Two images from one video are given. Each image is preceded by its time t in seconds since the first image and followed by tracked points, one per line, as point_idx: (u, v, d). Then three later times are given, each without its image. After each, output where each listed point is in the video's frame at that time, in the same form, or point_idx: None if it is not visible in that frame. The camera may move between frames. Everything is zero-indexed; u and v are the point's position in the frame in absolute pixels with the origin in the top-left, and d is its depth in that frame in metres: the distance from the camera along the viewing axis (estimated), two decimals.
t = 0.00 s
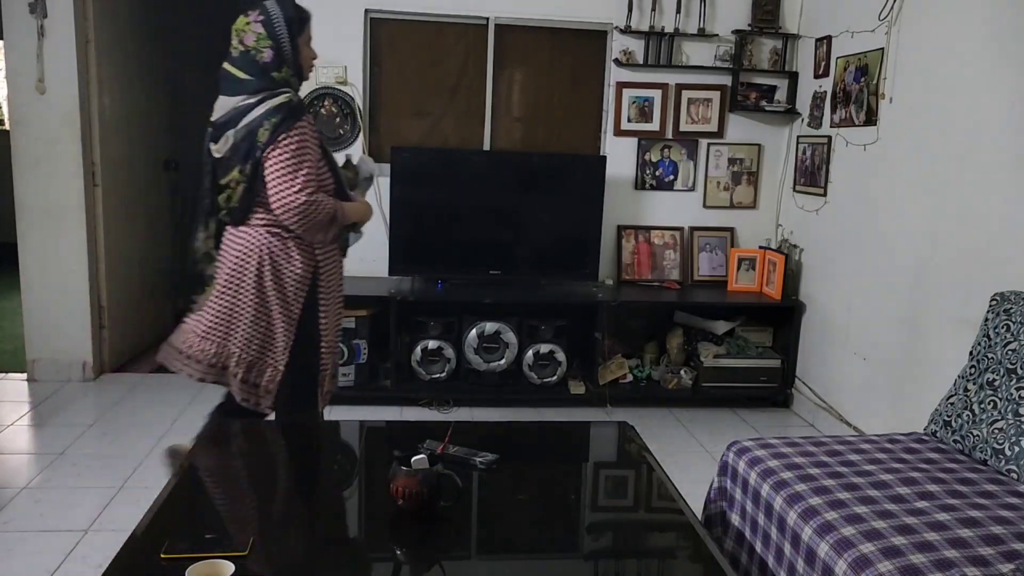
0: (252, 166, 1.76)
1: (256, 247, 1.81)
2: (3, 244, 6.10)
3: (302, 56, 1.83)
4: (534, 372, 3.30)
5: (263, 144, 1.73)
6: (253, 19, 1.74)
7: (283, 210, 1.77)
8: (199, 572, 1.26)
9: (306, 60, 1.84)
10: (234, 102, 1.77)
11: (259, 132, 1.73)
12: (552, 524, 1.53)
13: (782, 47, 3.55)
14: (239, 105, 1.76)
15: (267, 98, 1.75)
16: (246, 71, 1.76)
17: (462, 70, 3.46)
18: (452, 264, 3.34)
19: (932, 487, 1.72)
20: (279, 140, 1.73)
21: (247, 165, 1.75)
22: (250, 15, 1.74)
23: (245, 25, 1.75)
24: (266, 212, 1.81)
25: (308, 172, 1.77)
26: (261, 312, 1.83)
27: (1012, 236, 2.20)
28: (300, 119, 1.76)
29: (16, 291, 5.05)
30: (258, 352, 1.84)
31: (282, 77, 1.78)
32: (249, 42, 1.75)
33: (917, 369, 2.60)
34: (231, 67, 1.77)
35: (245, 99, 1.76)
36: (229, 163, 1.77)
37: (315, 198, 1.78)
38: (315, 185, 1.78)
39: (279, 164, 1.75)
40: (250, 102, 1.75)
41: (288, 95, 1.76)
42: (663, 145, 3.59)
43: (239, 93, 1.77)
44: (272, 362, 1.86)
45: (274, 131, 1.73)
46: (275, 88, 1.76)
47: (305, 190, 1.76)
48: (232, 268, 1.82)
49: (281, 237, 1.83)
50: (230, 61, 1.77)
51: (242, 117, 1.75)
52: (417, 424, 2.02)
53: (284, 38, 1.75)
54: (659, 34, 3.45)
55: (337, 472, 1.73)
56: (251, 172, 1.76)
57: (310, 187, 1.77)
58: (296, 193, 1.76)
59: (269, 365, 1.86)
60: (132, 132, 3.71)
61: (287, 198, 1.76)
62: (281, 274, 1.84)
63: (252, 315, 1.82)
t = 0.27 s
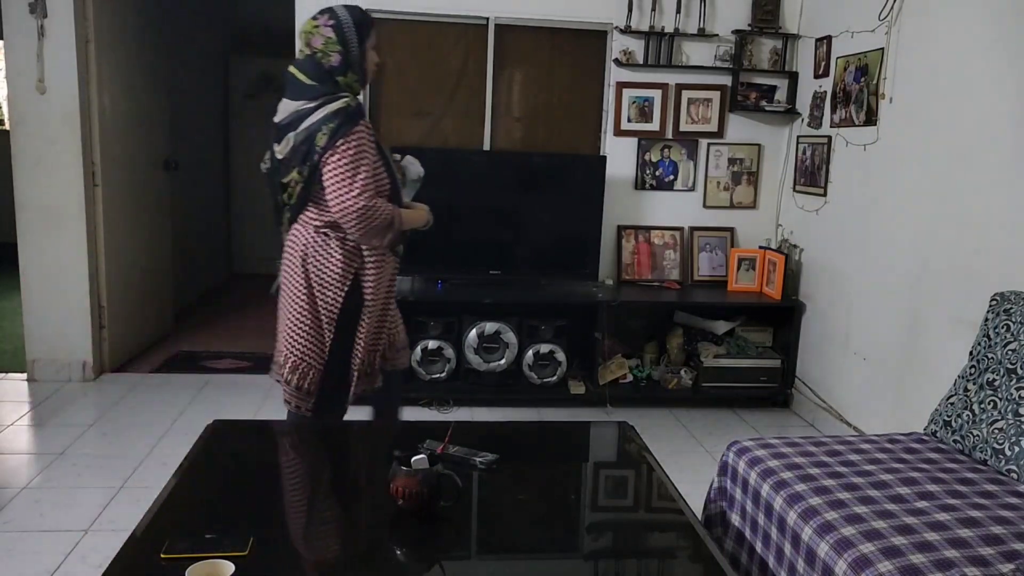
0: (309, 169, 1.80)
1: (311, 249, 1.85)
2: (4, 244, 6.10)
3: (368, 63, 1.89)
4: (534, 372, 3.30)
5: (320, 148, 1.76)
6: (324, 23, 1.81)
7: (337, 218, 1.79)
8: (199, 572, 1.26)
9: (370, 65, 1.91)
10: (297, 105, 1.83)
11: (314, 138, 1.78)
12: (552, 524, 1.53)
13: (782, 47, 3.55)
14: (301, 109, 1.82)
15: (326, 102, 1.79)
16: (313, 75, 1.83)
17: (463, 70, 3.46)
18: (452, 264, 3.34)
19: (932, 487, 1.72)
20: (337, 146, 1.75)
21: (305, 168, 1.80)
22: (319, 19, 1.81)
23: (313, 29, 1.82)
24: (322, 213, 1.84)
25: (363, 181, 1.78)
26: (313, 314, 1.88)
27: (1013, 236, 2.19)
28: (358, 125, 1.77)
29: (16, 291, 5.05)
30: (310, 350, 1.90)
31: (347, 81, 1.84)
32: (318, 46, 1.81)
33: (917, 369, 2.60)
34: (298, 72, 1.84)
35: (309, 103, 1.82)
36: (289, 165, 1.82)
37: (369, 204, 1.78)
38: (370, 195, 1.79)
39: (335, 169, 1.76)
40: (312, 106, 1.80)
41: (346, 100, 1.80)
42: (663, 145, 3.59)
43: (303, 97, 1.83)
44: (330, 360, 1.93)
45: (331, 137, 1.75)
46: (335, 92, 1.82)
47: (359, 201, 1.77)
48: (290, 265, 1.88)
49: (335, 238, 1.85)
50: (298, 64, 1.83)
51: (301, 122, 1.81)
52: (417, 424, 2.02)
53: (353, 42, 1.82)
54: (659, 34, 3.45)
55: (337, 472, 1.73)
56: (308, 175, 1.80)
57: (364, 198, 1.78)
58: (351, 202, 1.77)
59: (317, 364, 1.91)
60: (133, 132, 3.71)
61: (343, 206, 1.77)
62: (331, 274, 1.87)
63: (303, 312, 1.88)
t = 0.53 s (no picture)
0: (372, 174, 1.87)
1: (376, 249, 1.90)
2: (4, 244, 6.10)
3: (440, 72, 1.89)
4: (534, 372, 3.30)
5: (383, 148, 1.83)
6: (400, 32, 1.82)
7: (396, 218, 1.84)
8: (199, 572, 1.26)
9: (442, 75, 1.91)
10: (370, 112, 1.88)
11: (378, 140, 1.84)
12: (552, 524, 1.53)
13: (782, 47, 3.55)
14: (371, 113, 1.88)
15: (391, 107, 1.84)
16: (386, 83, 1.85)
17: (463, 70, 3.46)
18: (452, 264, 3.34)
19: (932, 487, 1.72)
20: (399, 145, 1.80)
21: (370, 170, 1.87)
22: (396, 28, 1.82)
23: (389, 37, 1.83)
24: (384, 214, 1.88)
25: (422, 181, 1.82)
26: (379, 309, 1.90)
27: (1013, 236, 2.20)
28: (420, 126, 1.82)
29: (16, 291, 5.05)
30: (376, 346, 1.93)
31: (418, 90, 1.85)
32: (392, 55, 1.83)
33: (917, 369, 2.60)
34: (373, 79, 1.87)
35: (380, 110, 1.86)
36: (359, 169, 1.89)
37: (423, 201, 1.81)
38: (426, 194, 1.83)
39: (395, 168, 1.82)
40: (381, 110, 1.86)
41: (410, 104, 1.83)
42: (663, 145, 3.58)
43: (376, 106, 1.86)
44: (393, 358, 1.93)
45: (391, 139, 1.82)
46: (402, 99, 1.84)
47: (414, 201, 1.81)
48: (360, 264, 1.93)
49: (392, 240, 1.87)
50: (373, 71, 1.86)
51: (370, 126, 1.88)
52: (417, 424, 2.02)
53: (427, 53, 1.83)
54: (659, 34, 3.46)
55: (337, 472, 1.73)
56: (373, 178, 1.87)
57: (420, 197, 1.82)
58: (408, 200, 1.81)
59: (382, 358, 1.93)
60: (133, 132, 3.71)
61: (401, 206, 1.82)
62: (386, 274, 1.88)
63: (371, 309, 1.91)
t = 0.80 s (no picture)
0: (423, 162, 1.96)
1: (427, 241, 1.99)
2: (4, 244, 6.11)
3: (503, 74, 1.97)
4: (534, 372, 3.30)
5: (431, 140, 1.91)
6: (468, 31, 1.96)
7: (435, 212, 1.89)
8: (199, 571, 1.27)
9: (506, 77, 1.99)
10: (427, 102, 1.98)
11: (429, 130, 1.92)
12: (552, 523, 1.53)
13: (782, 47, 3.55)
14: (430, 104, 1.97)
15: (444, 100, 1.93)
16: (447, 75, 1.95)
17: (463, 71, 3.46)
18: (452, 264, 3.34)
19: (932, 487, 1.72)
20: (441, 138, 1.86)
21: (423, 161, 1.97)
22: (467, 26, 1.96)
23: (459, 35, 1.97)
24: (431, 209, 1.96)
25: (461, 175, 1.85)
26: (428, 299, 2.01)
27: (1012, 235, 2.20)
28: (466, 120, 1.86)
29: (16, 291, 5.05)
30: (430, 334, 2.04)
31: (473, 84, 1.92)
32: (457, 51, 1.96)
33: (917, 369, 2.60)
34: (438, 72, 1.98)
35: (438, 100, 1.94)
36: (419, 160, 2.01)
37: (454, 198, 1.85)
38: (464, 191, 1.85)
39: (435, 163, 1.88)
40: (437, 102, 1.94)
41: (462, 99, 1.91)
42: (663, 145, 3.59)
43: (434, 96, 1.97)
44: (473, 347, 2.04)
45: (440, 130, 1.88)
46: (457, 92, 1.92)
47: (452, 196, 1.85)
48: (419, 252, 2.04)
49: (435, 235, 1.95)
50: (440, 65, 1.98)
51: (426, 117, 1.97)
52: (417, 424, 2.02)
53: (487, 51, 1.93)
54: (659, 34, 3.46)
55: (337, 472, 1.74)
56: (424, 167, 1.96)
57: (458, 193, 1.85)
58: (446, 196, 1.85)
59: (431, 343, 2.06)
60: (133, 132, 3.71)
61: (440, 199, 1.86)
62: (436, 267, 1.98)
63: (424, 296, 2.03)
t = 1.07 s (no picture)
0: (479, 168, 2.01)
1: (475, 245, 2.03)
2: (4, 244, 6.11)
3: (559, 82, 1.97)
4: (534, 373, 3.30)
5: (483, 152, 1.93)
6: (528, 41, 1.97)
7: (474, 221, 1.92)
8: (199, 571, 1.27)
9: (560, 86, 1.98)
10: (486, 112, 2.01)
11: (483, 140, 1.96)
12: (552, 524, 1.53)
13: (782, 47, 3.55)
14: (489, 113, 2.00)
15: (500, 112, 1.95)
16: (506, 86, 1.98)
17: (463, 70, 3.46)
18: (453, 264, 3.34)
19: (932, 487, 1.72)
20: (491, 151, 1.89)
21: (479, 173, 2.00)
22: (527, 36, 1.98)
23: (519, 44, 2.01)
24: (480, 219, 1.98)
25: (504, 187, 1.85)
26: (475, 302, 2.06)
27: (1013, 235, 2.20)
28: (516, 132, 1.87)
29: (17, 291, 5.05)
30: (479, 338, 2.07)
31: (529, 93, 1.94)
32: (516, 60, 1.99)
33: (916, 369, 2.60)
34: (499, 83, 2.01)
35: (494, 111, 1.98)
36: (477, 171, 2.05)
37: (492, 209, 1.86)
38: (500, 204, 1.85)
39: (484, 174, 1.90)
40: (494, 111, 1.97)
41: (516, 111, 1.92)
42: (663, 145, 3.59)
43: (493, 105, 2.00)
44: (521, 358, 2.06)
45: (491, 141, 1.91)
46: (514, 103, 1.94)
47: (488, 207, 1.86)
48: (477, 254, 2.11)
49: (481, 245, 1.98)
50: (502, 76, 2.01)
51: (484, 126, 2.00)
52: (417, 424, 2.02)
53: (541, 62, 1.93)
54: (659, 34, 3.46)
55: (337, 472, 1.74)
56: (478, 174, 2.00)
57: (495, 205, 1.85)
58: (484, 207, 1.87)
59: (495, 352, 2.04)
60: (133, 132, 3.71)
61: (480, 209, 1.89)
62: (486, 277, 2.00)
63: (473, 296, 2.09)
